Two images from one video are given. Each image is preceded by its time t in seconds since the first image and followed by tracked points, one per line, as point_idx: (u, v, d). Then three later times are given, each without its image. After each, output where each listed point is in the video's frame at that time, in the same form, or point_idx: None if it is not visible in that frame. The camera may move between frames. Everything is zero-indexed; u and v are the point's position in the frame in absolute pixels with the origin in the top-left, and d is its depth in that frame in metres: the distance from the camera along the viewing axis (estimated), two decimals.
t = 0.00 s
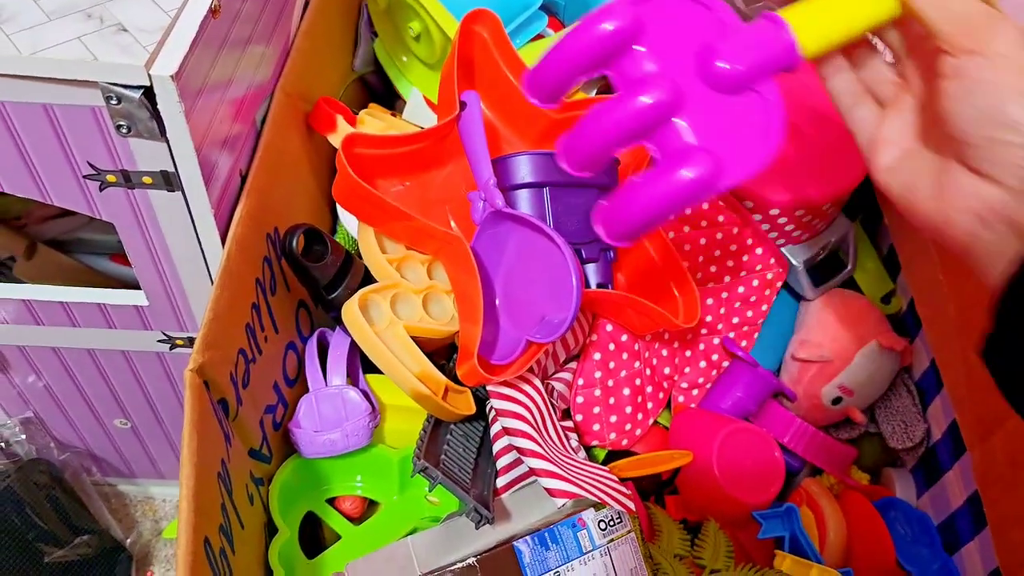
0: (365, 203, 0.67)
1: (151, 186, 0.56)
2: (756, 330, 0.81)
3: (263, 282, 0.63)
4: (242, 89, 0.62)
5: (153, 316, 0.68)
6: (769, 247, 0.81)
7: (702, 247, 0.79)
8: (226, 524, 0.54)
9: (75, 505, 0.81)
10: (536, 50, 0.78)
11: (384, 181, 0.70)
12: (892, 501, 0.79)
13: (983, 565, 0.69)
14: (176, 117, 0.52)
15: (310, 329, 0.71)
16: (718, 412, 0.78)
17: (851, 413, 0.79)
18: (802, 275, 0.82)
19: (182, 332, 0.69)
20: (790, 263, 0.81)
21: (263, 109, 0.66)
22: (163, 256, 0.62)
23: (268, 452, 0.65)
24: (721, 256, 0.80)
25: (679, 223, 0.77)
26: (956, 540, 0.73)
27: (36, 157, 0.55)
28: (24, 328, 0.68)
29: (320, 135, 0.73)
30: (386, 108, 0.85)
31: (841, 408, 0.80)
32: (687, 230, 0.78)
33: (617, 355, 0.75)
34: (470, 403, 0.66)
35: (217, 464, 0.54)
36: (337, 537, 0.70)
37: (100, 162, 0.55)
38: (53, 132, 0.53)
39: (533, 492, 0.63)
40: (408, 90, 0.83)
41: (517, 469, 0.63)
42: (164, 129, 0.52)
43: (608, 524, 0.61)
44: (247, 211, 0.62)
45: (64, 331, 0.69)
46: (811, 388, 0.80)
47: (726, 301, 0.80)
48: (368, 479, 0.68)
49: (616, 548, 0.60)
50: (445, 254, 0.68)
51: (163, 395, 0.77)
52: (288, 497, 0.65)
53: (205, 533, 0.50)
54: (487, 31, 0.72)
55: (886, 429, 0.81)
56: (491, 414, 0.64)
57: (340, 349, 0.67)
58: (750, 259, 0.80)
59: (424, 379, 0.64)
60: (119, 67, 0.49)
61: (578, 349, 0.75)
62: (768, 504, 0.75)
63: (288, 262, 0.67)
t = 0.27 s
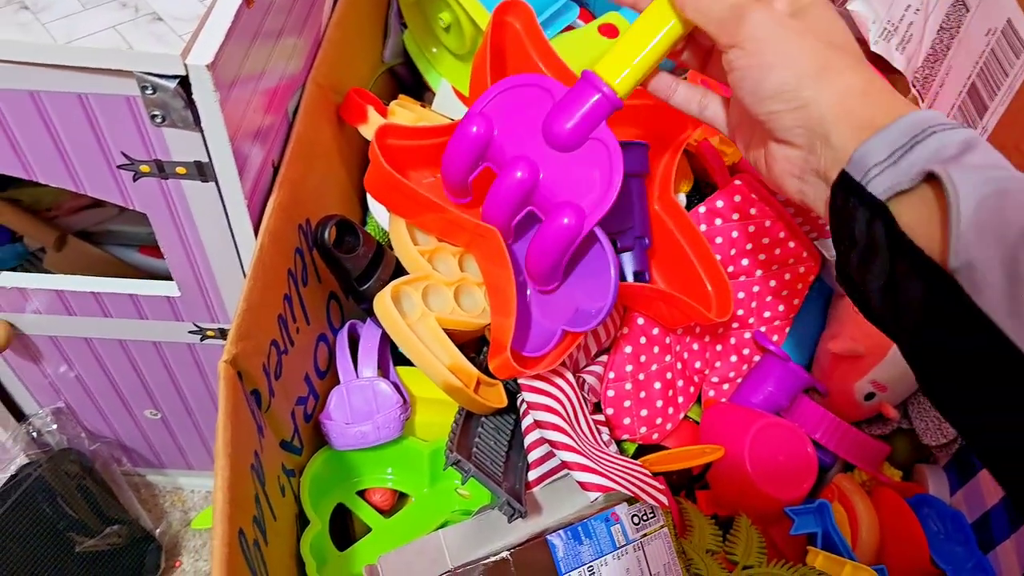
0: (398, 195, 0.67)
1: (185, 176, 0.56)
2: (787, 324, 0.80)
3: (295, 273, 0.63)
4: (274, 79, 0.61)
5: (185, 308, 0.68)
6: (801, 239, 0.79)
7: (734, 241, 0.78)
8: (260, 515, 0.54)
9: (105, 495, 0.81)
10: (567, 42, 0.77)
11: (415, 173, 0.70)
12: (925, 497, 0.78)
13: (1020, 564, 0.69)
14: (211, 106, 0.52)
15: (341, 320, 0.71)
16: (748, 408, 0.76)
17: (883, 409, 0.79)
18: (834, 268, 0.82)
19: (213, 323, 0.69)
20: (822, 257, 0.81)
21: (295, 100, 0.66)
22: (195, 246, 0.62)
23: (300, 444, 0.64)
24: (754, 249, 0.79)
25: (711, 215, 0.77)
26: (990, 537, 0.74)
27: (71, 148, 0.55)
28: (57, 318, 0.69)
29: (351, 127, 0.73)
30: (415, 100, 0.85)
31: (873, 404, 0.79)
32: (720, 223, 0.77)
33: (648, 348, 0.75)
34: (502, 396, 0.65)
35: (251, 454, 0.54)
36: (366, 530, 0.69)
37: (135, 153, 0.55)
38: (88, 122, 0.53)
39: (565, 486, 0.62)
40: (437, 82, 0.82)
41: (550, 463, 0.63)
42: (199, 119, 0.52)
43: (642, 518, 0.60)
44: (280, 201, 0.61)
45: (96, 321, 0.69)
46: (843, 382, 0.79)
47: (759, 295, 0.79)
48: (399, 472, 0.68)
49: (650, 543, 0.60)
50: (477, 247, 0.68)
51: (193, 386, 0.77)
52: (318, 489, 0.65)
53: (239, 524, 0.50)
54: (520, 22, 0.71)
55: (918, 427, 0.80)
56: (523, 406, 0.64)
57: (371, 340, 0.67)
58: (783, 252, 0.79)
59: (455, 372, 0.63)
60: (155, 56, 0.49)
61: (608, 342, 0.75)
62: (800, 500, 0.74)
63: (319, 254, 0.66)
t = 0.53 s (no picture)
0: (399, 189, 0.66)
1: (187, 168, 0.56)
2: (793, 320, 0.80)
3: (297, 267, 0.63)
4: (276, 72, 0.61)
5: (187, 301, 0.67)
6: (807, 234, 0.78)
7: (739, 234, 0.78)
8: (261, 510, 0.54)
9: (107, 489, 0.81)
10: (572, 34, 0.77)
11: (418, 167, 0.69)
12: (932, 495, 0.77)
13: None
14: (212, 97, 0.51)
15: (343, 314, 0.71)
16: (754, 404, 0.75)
17: (891, 406, 0.78)
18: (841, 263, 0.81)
19: (215, 317, 0.69)
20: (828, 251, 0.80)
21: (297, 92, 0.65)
22: (197, 240, 0.61)
23: (302, 438, 0.64)
24: (759, 243, 0.78)
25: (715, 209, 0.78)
26: (998, 536, 0.73)
27: (72, 140, 0.55)
28: (58, 311, 0.68)
29: (354, 120, 0.73)
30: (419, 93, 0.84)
31: (881, 400, 0.78)
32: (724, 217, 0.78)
33: (652, 344, 0.74)
34: (504, 391, 0.65)
35: (252, 449, 0.54)
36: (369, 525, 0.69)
37: (136, 144, 0.55)
38: (89, 113, 0.53)
39: (568, 482, 0.62)
40: (441, 74, 0.82)
41: (554, 459, 0.63)
42: (200, 110, 0.52)
43: (646, 514, 0.60)
44: (282, 195, 0.61)
45: (97, 315, 0.68)
46: (849, 378, 0.78)
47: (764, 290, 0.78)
48: (402, 467, 0.68)
49: (654, 539, 0.59)
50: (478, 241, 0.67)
51: (195, 380, 0.76)
52: (321, 484, 0.65)
53: (240, 519, 0.50)
54: (523, 16, 0.71)
55: (926, 423, 0.79)
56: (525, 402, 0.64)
57: (373, 334, 0.67)
58: (789, 247, 0.78)
59: (457, 366, 0.63)
60: (156, 46, 0.48)
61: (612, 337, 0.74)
62: (806, 497, 0.73)
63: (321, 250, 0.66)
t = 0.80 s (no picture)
0: (386, 181, 0.66)
1: (172, 162, 0.55)
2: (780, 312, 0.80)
3: (284, 261, 0.62)
4: (262, 64, 0.60)
5: (173, 296, 0.67)
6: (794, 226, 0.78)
7: (726, 228, 0.78)
8: (250, 505, 0.54)
9: (93, 486, 0.81)
10: (558, 26, 0.76)
11: (405, 160, 0.69)
12: (918, 484, 0.78)
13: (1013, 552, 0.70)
14: (198, 89, 0.51)
15: (330, 308, 0.70)
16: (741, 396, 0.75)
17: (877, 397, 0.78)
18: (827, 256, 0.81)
19: (201, 312, 0.68)
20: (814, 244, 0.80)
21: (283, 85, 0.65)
22: (183, 233, 0.61)
23: (290, 433, 0.64)
24: (745, 236, 0.78)
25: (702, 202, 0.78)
26: (982, 526, 0.74)
27: (56, 133, 0.54)
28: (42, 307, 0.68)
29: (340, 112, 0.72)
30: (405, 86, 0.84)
31: (867, 391, 0.78)
32: (710, 210, 0.78)
33: (641, 336, 0.74)
34: (492, 385, 0.65)
35: (241, 444, 0.54)
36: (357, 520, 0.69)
37: (120, 137, 0.54)
38: (72, 106, 0.52)
39: (557, 475, 0.62)
40: (426, 67, 0.81)
41: (543, 452, 0.62)
42: (186, 103, 0.51)
43: (636, 507, 0.60)
44: (269, 188, 0.61)
45: (82, 310, 0.68)
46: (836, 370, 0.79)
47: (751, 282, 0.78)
48: (390, 460, 0.68)
49: (644, 532, 0.59)
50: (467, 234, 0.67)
51: (181, 375, 0.76)
52: (309, 478, 0.65)
53: (229, 514, 0.50)
54: (512, 8, 0.71)
55: (912, 414, 0.80)
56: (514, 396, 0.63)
57: (360, 329, 0.67)
58: (774, 239, 0.79)
59: (446, 360, 0.63)
60: (141, 38, 0.48)
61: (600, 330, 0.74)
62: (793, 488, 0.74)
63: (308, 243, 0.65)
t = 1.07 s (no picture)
0: (349, 166, 0.67)
1: (138, 149, 0.56)
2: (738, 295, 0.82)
3: (250, 248, 0.63)
4: (225, 53, 0.61)
5: (139, 285, 0.67)
6: (752, 212, 0.81)
7: (685, 212, 0.79)
8: (219, 485, 0.55)
9: (61, 476, 0.81)
10: (520, 16, 0.78)
11: (370, 147, 0.69)
12: (871, 462, 0.81)
13: (963, 522, 0.71)
14: (162, 75, 0.51)
15: (296, 295, 0.71)
16: (701, 377, 0.78)
17: (833, 376, 0.81)
18: (784, 240, 0.83)
19: (167, 299, 0.69)
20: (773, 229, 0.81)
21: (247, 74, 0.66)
22: (149, 221, 0.61)
23: (258, 417, 0.64)
24: (704, 220, 0.80)
25: (661, 187, 0.78)
26: (935, 499, 0.76)
27: (20, 121, 0.55)
28: (7, 296, 0.68)
29: (304, 101, 0.73)
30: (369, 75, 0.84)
31: (823, 371, 0.81)
32: (670, 195, 0.78)
33: (602, 319, 0.76)
34: (458, 367, 0.66)
35: (210, 425, 0.54)
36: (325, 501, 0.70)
37: (85, 125, 0.54)
38: (37, 94, 0.53)
39: (522, 454, 0.63)
40: (390, 57, 0.82)
41: (508, 432, 0.64)
42: (151, 90, 0.52)
43: (598, 484, 0.61)
44: (235, 174, 0.61)
45: (47, 300, 0.68)
46: (793, 351, 0.81)
47: (710, 265, 0.80)
48: (358, 444, 0.69)
49: (606, 507, 0.60)
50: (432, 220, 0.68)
51: (149, 364, 0.76)
52: (277, 461, 0.65)
53: (199, 493, 0.51)
54: None
55: (866, 393, 0.83)
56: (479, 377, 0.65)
57: (327, 314, 0.68)
58: (733, 223, 0.80)
59: (412, 343, 0.64)
60: (104, 25, 0.48)
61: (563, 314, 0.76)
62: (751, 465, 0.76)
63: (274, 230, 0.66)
